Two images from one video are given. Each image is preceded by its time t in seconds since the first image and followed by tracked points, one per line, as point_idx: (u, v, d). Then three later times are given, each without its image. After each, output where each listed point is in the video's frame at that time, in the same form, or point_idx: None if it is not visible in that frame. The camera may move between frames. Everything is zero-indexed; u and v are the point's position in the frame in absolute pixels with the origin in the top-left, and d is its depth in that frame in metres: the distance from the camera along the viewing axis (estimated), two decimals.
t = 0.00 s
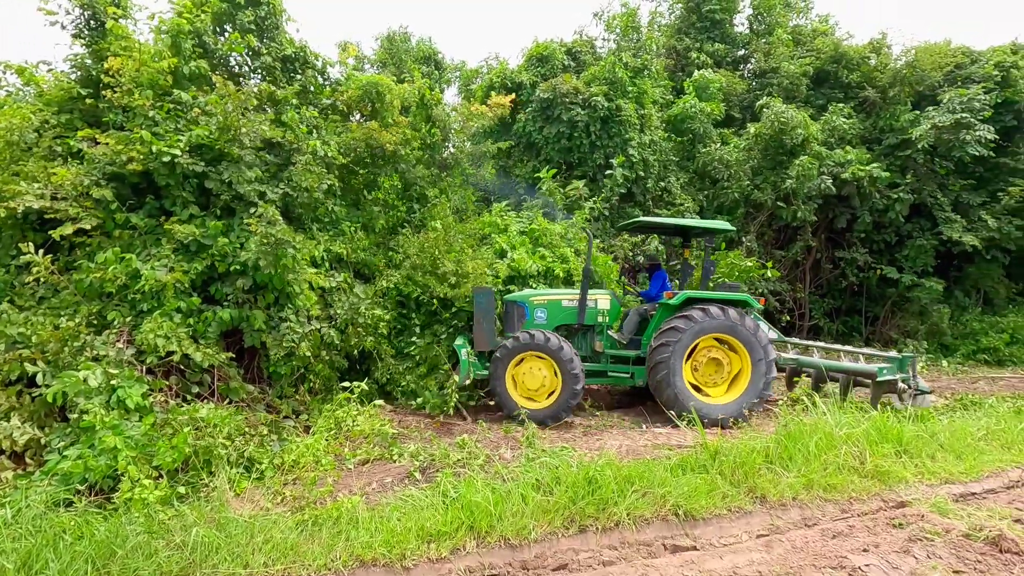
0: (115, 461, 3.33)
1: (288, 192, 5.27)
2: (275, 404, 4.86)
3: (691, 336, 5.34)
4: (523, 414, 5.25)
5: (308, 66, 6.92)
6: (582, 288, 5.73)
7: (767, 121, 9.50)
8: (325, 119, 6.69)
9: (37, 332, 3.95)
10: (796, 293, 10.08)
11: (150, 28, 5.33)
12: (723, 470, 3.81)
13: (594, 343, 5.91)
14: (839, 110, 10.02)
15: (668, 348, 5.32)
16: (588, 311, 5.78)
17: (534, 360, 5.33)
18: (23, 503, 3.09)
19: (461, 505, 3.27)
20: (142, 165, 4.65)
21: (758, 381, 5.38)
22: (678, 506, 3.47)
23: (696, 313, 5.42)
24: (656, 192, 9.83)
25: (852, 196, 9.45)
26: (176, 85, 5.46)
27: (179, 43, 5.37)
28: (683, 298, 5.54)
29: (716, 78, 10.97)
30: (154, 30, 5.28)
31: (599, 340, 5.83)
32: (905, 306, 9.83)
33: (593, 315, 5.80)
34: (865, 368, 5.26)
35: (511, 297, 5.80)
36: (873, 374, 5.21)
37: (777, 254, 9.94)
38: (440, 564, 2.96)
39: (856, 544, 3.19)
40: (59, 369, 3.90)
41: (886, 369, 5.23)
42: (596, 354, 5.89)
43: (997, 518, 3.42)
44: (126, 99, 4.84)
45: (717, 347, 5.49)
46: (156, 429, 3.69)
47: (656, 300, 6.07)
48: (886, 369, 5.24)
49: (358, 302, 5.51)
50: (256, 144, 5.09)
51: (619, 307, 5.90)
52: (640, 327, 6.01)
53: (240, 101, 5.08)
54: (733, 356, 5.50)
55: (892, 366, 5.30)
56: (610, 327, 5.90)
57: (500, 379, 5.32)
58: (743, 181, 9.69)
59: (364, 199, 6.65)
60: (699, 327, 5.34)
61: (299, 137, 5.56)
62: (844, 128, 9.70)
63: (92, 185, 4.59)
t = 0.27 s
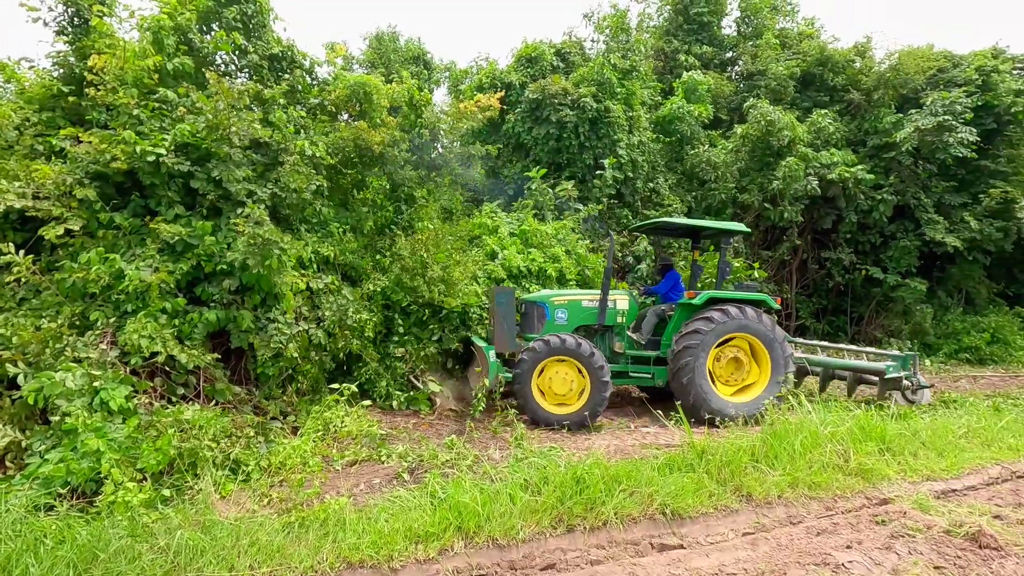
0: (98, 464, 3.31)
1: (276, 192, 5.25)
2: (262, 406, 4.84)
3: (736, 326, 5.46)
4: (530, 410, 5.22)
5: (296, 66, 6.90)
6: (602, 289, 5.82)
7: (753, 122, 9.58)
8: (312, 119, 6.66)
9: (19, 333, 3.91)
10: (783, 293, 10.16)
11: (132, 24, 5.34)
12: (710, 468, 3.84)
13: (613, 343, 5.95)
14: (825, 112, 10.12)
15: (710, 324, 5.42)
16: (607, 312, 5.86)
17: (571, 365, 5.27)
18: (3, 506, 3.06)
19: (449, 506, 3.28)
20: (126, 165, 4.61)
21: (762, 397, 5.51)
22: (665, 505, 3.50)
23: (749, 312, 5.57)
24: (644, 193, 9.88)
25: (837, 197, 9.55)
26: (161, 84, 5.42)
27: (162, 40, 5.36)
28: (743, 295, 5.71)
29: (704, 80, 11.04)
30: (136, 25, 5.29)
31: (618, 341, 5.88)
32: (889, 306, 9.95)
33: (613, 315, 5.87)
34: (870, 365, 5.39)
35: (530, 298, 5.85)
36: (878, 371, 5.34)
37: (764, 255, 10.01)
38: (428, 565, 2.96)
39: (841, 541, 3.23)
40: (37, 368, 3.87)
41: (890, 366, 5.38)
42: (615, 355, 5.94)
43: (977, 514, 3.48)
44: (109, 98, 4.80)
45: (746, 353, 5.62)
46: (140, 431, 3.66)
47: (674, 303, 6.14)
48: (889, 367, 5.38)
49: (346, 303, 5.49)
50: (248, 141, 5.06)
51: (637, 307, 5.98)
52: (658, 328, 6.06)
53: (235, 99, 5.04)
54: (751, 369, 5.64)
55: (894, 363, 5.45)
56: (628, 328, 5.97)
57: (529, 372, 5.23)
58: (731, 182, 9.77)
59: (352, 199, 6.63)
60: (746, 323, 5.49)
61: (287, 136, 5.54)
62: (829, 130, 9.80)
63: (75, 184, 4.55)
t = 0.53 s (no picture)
0: (81, 468, 3.28)
1: (263, 193, 5.24)
2: (250, 408, 4.82)
3: (775, 326, 5.65)
4: (549, 395, 5.16)
5: (283, 65, 6.87)
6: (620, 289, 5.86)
7: (741, 124, 9.66)
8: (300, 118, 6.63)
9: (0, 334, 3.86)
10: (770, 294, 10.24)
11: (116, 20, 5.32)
12: (698, 468, 3.87)
13: (631, 343, 5.95)
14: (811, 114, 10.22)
15: (754, 314, 5.61)
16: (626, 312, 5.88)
17: (605, 377, 5.25)
18: None
19: (438, 507, 3.28)
20: (111, 164, 4.57)
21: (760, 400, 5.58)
22: (653, 504, 3.52)
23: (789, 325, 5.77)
24: (633, 194, 9.92)
25: (823, 198, 9.65)
26: (145, 82, 5.37)
27: (147, 37, 5.33)
28: (765, 293, 5.95)
29: (693, 81, 11.11)
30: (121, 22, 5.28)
31: (637, 341, 5.88)
32: (874, 306, 10.06)
33: (631, 315, 5.90)
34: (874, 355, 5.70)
35: (549, 300, 5.86)
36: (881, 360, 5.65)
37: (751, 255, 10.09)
38: (416, 566, 2.96)
39: (826, 539, 3.27)
40: (22, 371, 3.76)
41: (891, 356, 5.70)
42: (634, 356, 5.92)
43: (959, 511, 3.53)
44: (93, 95, 4.75)
45: (765, 359, 5.78)
46: (124, 434, 3.63)
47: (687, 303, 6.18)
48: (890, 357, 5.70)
49: (334, 304, 5.48)
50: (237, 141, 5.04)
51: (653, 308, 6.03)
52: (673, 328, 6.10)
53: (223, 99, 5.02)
54: (762, 375, 5.78)
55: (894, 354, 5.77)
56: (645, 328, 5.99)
57: (564, 364, 5.17)
58: (718, 183, 9.83)
59: (340, 199, 6.61)
60: (784, 330, 5.68)
61: (275, 136, 5.52)
62: (816, 132, 9.90)
63: (58, 183, 4.50)
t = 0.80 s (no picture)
0: (63, 472, 3.26)
1: (250, 194, 5.21)
2: (236, 410, 4.80)
3: (799, 337, 5.86)
4: (579, 371, 5.25)
5: (271, 64, 6.83)
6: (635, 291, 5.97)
7: (729, 126, 9.73)
8: (287, 117, 6.59)
9: None
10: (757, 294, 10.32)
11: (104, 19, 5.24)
12: (686, 468, 3.90)
13: (647, 344, 6.03)
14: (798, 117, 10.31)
15: (786, 318, 5.84)
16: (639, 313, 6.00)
17: (634, 385, 5.41)
18: None
19: (427, 509, 3.28)
20: (94, 163, 4.53)
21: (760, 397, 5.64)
22: (642, 504, 3.54)
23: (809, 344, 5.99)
24: (622, 195, 9.95)
25: (809, 200, 9.73)
26: (129, 81, 5.33)
27: (133, 36, 5.28)
28: (778, 296, 6.21)
29: (682, 84, 11.17)
30: (106, 22, 5.21)
31: (651, 341, 5.97)
32: (859, 307, 10.18)
33: (644, 316, 6.01)
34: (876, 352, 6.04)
35: (567, 302, 5.95)
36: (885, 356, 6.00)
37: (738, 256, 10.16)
38: (404, 568, 2.95)
39: (812, 537, 3.30)
40: (2, 375, 3.72)
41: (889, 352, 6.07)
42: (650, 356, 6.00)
43: (940, 508, 3.59)
44: (76, 94, 4.71)
45: (777, 364, 5.93)
46: (107, 437, 3.60)
47: (698, 303, 6.26)
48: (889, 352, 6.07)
49: (321, 306, 5.46)
50: (220, 142, 5.02)
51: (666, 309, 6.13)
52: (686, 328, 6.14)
53: (208, 100, 5.00)
54: (769, 376, 5.91)
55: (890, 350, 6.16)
56: (660, 328, 6.09)
57: (589, 363, 5.28)
58: (707, 185, 9.90)
59: (328, 200, 6.59)
60: (803, 344, 5.89)
61: (262, 135, 5.49)
62: (802, 135, 10.00)
63: (39, 183, 4.45)
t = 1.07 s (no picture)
0: (44, 475, 3.21)
1: (237, 193, 5.18)
2: (223, 411, 4.77)
3: (807, 347, 6.10)
4: (609, 358, 5.32)
5: (258, 62, 6.80)
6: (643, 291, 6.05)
7: (717, 128, 9.79)
8: (275, 116, 6.56)
9: None
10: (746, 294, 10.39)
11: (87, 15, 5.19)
12: (675, 467, 3.92)
13: (655, 344, 6.11)
14: (786, 119, 10.40)
15: (800, 326, 6.09)
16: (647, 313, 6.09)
17: (643, 393, 5.53)
18: None
19: (415, 510, 3.28)
20: (78, 162, 4.49)
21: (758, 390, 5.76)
22: (630, 504, 3.55)
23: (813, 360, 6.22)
24: (612, 196, 9.98)
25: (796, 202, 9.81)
26: (114, 79, 5.28)
27: (117, 33, 5.23)
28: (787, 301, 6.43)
29: (671, 85, 11.23)
30: (89, 19, 5.17)
31: (659, 341, 6.06)
32: (845, 307, 10.27)
33: (652, 316, 6.10)
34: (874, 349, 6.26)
35: (577, 302, 5.96)
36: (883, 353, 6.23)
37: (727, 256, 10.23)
38: (392, 569, 2.95)
39: (798, 535, 3.33)
40: None
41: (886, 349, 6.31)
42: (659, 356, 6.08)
43: (924, 505, 3.63)
44: (59, 91, 4.66)
45: (780, 367, 6.11)
46: (90, 439, 3.57)
47: (703, 302, 6.35)
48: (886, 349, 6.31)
49: (310, 306, 5.44)
50: (206, 141, 4.99)
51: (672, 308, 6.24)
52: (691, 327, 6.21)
53: (191, 96, 4.98)
54: (768, 376, 6.05)
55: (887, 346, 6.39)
56: (668, 328, 6.19)
57: (607, 362, 5.33)
58: (695, 186, 9.96)
59: (317, 200, 6.57)
60: (808, 355, 6.11)
61: (250, 134, 5.46)
62: (790, 136, 10.08)
63: (22, 182, 4.41)
